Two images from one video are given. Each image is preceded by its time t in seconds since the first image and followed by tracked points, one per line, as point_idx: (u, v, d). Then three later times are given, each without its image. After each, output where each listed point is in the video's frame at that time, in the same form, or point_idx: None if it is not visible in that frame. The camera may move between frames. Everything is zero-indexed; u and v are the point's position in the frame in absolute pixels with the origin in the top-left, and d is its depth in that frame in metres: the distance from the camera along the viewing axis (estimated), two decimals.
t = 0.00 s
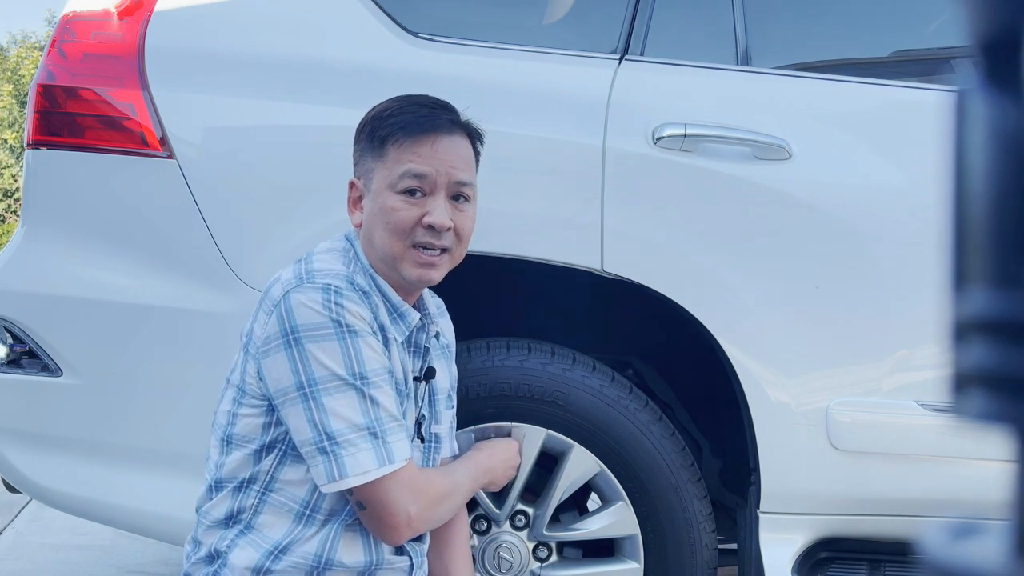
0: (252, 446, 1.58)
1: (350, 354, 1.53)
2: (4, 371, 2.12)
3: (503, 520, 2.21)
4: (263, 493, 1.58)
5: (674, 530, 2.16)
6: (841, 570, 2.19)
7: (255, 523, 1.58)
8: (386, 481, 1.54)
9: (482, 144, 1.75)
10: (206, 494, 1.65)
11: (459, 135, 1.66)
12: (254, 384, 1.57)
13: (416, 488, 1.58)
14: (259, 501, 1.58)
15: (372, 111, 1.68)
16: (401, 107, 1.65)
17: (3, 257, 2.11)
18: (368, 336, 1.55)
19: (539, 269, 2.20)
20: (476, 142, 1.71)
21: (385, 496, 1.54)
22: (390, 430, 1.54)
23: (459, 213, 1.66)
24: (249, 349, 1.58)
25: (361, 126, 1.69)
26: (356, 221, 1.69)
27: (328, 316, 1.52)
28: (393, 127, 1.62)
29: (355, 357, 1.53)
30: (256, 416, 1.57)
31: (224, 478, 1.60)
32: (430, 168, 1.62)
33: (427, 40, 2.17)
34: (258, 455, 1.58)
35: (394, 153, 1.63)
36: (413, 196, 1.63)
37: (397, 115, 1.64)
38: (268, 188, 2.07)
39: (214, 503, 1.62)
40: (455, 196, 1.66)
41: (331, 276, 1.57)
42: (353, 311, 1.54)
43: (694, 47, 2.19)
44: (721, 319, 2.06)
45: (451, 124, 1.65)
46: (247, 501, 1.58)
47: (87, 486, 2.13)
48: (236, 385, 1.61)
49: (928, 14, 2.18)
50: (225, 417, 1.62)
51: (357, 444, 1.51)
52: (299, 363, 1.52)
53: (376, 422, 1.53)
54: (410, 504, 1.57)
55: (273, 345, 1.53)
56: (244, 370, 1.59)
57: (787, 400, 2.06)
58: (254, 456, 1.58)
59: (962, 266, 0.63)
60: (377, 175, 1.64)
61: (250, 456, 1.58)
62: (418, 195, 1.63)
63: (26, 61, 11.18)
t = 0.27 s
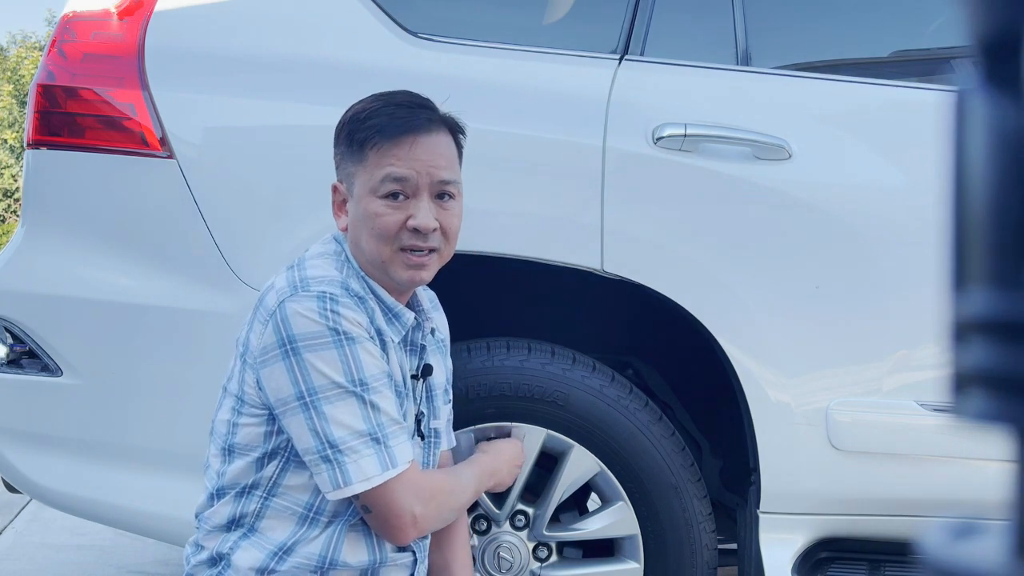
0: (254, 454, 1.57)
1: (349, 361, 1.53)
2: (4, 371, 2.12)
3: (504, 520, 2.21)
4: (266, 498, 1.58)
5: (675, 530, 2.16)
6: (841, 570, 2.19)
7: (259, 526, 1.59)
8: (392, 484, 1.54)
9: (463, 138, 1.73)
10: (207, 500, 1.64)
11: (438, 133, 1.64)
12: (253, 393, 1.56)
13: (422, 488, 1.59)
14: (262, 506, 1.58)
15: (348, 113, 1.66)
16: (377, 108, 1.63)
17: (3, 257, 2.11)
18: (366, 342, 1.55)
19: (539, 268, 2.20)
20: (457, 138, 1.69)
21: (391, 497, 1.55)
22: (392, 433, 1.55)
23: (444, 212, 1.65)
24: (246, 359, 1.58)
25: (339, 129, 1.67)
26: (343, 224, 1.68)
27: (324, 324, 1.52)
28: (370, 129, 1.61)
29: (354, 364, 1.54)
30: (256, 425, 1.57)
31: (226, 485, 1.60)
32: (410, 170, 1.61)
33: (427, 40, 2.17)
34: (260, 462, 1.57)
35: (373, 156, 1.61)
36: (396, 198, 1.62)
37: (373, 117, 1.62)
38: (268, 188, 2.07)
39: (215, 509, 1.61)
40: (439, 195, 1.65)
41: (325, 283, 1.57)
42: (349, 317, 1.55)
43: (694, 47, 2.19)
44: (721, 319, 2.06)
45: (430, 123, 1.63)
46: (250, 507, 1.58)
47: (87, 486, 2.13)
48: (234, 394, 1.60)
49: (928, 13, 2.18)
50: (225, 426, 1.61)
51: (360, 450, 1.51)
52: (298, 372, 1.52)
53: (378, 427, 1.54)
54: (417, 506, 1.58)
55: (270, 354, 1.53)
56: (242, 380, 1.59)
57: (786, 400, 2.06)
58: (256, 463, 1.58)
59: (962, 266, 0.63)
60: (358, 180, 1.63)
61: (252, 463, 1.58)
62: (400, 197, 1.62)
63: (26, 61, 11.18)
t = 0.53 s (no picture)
0: (237, 447, 1.58)
1: (320, 347, 1.53)
2: (4, 371, 2.12)
3: (504, 520, 2.21)
4: (251, 494, 1.57)
5: (675, 529, 2.16)
6: (842, 570, 2.19)
7: (246, 523, 1.58)
8: (362, 476, 1.51)
9: (466, 143, 1.73)
10: (199, 497, 1.64)
11: (439, 134, 1.63)
12: (233, 382, 1.58)
13: (395, 481, 1.54)
14: (248, 503, 1.57)
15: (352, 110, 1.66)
16: (380, 106, 1.63)
17: (4, 258, 2.11)
18: (339, 329, 1.55)
19: (539, 269, 2.20)
20: (459, 141, 1.68)
21: (360, 490, 1.51)
22: (364, 422, 1.53)
23: (439, 215, 1.65)
24: (229, 350, 1.61)
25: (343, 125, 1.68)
26: (341, 222, 1.69)
27: (296, 309, 1.53)
28: (371, 127, 1.61)
29: (325, 350, 1.53)
30: (238, 416, 1.58)
31: (214, 480, 1.60)
32: (408, 171, 1.61)
33: (427, 40, 2.17)
34: (244, 456, 1.58)
35: (372, 154, 1.61)
36: (392, 198, 1.62)
37: (375, 115, 1.62)
38: (268, 188, 2.07)
39: (204, 504, 1.61)
40: (436, 197, 1.65)
41: (302, 271, 1.58)
42: (322, 304, 1.55)
43: (694, 47, 2.19)
44: (721, 319, 2.06)
45: (431, 124, 1.62)
46: (236, 503, 1.58)
47: (88, 486, 2.13)
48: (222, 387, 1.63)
49: (928, 13, 2.18)
50: (215, 420, 1.63)
51: (329, 437, 1.50)
52: (270, 358, 1.53)
53: (349, 414, 1.52)
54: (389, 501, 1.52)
55: (247, 342, 1.55)
56: (226, 371, 1.61)
57: (786, 400, 2.06)
58: (239, 457, 1.59)
59: (962, 266, 0.63)
60: (356, 178, 1.63)
61: (236, 457, 1.58)
62: (397, 197, 1.62)
63: (26, 61, 11.18)
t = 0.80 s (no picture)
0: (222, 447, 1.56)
1: (261, 335, 1.42)
2: (4, 371, 2.12)
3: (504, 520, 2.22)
4: (241, 497, 1.55)
5: (675, 529, 2.16)
6: (842, 570, 2.19)
7: (240, 526, 1.56)
8: (275, 465, 1.35)
9: (443, 121, 1.62)
10: (196, 496, 1.64)
11: (408, 120, 1.52)
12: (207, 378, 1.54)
13: (314, 471, 1.35)
14: (239, 505, 1.55)
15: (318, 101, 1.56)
16: (344, 95, 1.51)
17: (4, 258, 2.11)
18: (287, 321, 1.44)
19: (540, 269, 2.20)
20: (432, 123, 1.56)
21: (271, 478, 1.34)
22: (290, 413, 1.37)
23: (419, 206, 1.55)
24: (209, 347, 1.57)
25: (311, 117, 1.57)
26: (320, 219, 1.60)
27: (247, 299, 1.45)
28: (336, 119, 1.50)
29: (266, 337, 1.42)
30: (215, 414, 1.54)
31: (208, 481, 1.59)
32: (379, 163, 1.50)
33: (426, 40, 2.17)
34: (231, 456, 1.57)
35: (341, 148, 1.50)
36: (367, 193, 1.52)
37: (339, 106, 1.50)
38: (268, 188, 2.07)
39: (200, 505, 1.60)
40: (413, 187, 1.55)
41: (265, 267, 1.51)
42: (276, 296, 1.46)
43: (694, 47, 2.19)
44: (721, 319, 2.06)
45: (400, 109, 1.51)
46: (229, 505, 1.56)
47: (88, 486, 2.13)
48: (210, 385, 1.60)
49: (928, 13, 2.18)
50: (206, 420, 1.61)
51: (249, 425, 1.36)
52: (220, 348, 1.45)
53: (274, 403, 1.37)
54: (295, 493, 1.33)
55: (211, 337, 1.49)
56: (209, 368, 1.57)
57: (787, 400, 2.06)
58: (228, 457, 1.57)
59: (962, 266, 0.62)
60: (328, 174, 1.53)
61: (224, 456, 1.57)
62: (371, 191, 1.52)
63: (26, 61, 11.17)
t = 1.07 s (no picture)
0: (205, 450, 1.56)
1: (212, 365, 1.50)
2: (4, 371, 2.12)
3: (504, 520, 2.21)
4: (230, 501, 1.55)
5: (675, 529, 2.16)
6: (841, 570, 2.19)
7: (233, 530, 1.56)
8: (233, 502, 1.46)
9: (411, 118, 1.63)
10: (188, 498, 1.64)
11: (366, 117, 1.53)
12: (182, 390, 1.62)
13: (266, 511, 1.45)
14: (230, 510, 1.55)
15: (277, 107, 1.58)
16: (300, 97, 1.54)
17: (4, 258, 2.11)
18: (238, 347, 1.50)
19: (540, 269, 2.20)
20: (394, 120, 1.58)
21: (230, 514, 1.46)
22: (241, 449, 1.46)
23: (385, 204, 1.56)
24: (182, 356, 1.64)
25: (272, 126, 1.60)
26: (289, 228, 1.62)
27: (199, 325, 1.52)
28: (294, 122, 1.52)
29: (217, 367, 1.49)
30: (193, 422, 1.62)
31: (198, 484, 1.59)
32: (338, 163, 1.51)
33: (426, 40, 2.17)
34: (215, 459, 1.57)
35: (300, 152, 1.52)
36: (330, 195, 1.53)
37: (296, 108, 1.53)
38: (268, 188, 2.07)
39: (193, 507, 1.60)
40: (378, 185, 1.55)
41: (220, 285, 1.56)
42: (228, 320, 1.51)
43: (694, 47, 2.19)
44: (721, 319, 2.06)
45: (356, 108, 1.53)
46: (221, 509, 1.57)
47: (88, 486, 2.13)
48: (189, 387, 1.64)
49: (928, 13, 2.18)
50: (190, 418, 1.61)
51: (205, 463, 1.46)
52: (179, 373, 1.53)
53: (226, 439, 1.47)
54: (251, 531, 1.45)
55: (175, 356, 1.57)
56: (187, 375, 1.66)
57: (786, 400, 2.06)
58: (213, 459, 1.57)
59: (962, 266, 0.63)
60: (290, 179, 1.55)
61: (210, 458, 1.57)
62: (334, 193, 1.53)
63: (26, 61, 11.17)
